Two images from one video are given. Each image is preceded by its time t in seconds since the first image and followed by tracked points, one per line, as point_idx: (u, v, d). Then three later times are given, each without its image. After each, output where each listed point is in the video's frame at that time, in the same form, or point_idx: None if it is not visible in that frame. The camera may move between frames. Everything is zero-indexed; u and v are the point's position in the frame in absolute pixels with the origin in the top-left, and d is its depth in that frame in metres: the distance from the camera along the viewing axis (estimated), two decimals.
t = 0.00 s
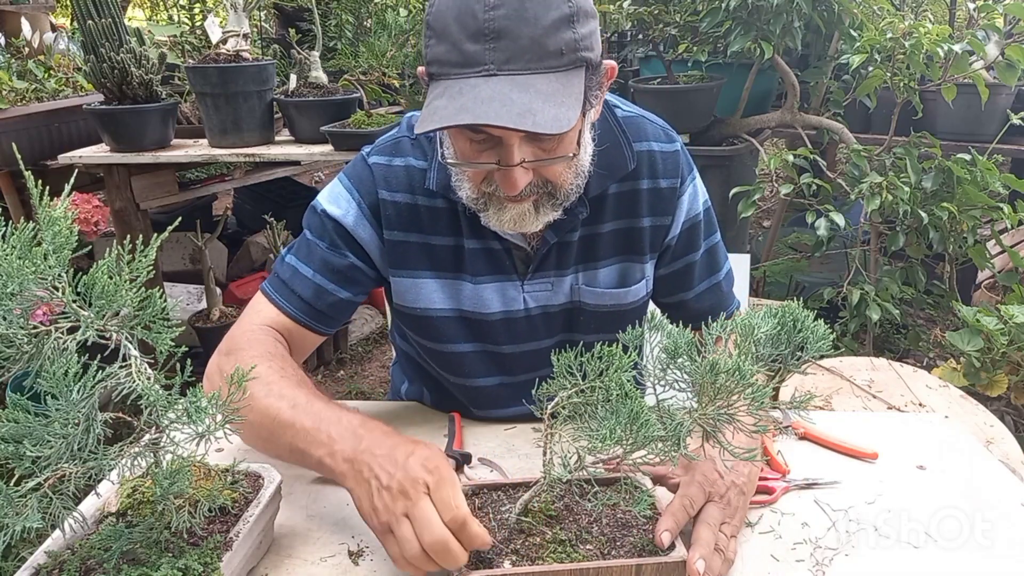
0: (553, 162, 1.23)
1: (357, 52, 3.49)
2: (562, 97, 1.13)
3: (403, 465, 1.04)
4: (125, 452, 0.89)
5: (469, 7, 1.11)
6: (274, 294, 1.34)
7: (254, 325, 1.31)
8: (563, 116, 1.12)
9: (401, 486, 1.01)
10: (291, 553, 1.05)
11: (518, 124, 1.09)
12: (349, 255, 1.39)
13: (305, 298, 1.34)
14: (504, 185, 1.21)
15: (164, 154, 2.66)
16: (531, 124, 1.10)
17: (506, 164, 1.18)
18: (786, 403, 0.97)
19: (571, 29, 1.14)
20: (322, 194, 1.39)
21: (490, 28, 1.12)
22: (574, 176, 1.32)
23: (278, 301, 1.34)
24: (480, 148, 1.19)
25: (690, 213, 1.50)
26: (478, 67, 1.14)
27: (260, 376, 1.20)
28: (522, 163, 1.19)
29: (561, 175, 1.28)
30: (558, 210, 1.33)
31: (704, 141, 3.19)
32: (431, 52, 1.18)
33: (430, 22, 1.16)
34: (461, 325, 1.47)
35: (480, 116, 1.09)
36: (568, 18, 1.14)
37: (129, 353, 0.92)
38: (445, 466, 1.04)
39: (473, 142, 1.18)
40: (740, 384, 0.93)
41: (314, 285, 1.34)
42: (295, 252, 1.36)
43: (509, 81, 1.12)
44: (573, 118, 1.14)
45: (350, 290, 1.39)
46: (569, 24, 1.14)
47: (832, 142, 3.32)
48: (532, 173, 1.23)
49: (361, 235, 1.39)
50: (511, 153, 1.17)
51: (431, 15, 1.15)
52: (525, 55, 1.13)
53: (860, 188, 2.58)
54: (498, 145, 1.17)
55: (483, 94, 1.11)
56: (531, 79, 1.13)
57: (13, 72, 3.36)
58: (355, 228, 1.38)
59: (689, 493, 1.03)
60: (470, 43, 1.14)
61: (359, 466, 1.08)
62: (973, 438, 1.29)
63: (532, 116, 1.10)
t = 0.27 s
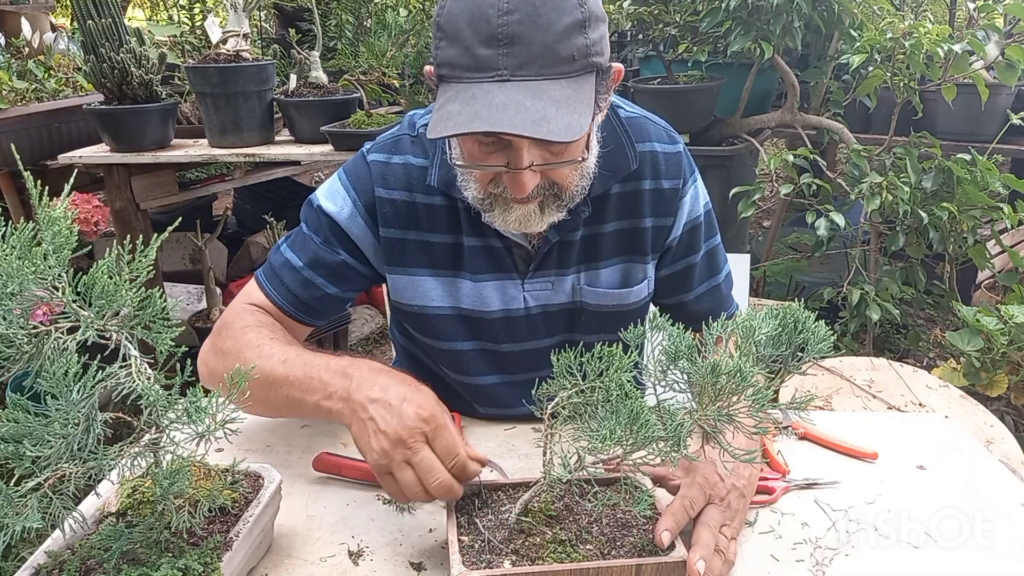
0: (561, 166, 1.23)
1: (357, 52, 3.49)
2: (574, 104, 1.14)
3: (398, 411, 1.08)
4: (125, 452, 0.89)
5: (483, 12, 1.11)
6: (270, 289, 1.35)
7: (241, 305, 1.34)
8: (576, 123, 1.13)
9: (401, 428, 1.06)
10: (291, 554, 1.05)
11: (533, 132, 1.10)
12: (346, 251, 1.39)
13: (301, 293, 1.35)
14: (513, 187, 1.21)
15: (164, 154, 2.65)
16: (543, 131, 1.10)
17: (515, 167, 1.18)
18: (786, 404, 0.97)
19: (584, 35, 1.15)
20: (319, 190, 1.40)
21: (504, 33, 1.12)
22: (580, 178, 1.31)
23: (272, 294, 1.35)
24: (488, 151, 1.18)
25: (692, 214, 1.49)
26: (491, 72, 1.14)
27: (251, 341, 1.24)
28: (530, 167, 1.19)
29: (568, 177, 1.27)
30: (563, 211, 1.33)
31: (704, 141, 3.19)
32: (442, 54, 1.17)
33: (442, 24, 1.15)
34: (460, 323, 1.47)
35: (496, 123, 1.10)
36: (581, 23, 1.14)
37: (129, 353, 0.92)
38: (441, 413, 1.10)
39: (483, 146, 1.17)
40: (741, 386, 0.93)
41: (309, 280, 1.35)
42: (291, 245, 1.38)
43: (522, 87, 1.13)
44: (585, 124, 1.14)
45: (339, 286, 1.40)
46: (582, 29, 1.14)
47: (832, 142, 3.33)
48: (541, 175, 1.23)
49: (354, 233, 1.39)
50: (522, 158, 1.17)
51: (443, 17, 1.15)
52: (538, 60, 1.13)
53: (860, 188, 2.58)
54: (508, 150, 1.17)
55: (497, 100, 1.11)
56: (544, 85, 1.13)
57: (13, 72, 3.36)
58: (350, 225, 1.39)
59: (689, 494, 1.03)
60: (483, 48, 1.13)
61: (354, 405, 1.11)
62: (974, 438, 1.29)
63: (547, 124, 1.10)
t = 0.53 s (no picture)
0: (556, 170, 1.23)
1: (357, 52, 3.49)
2: (567, 110, 1.14)
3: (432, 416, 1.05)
4: (125, 452, 0.89)
5: (475, 20, 1.11)
6: (275, 292, 1.34)
7: (253, 317, 1.32)
8: (568, 131, 1.13)
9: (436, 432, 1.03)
10: (291, 553, 1.05)
11: (524, 142, 1.10)
12: (351, 253, 1.39)
13: (309, 297, 1.34)
14: (507, 192, 1.21)
15: (164, 154, 2.65)
16: (537, 140, 1.10)
17: (510, 172, 1.17)
18: (786, 403, 0.97)
19: (575, 41, 1.14)
20: (323, 192, 1.40)
21: (496, 41, 1.11)
22: (574, 180, 1.32)
23: (280, 299, 1.33)
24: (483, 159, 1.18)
25: (690, 215, 1.49)
26: (484, 80, 1.14)
27: (272, 355, 1.23)
28: (527, 173, 1.19)
29: (563, 181, 1.27)
30: (559, 213, 1.33)
31: (704, 141, 3.19)
32: (435, 62, 1.17)
33: (434, 32, 1.15)
34: (460, 324, 1.47)
35: (488, 133, 1.10)
36: (572, 30, 1.14)
37: (129, 353, 0.92)
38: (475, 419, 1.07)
39: (478, 154, 1.17)
40: (741, 386, 0.93)
41: (318, 284, 1.34)
42: (296, 250, 1.36)
43: (514, 95, 1.13)
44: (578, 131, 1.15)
45: (350, 289, 1.39)
46: (574, 34, 1.14)
47: (832, 142, 3.33)
48: (536, 180, 1.23)
49: (362, 235, 1.39)
50: (518, 167, 1.16)
51: (436, 25, 1.15)
52: (530, 68, 1.13)
53: (860, 188, 2.58)
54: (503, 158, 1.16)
55: (490, 109, 1.11)
56: (536, 92, 1.13)
57: (13, 71, 3.36)
58: (356, 227, 1.39)
59: (689, 495, 1.03)
60: (475, 55, 1.13)
61: (389, 413, 1.09)
62: (974, 439, 1.29)
63: (538, 133, 1.11)
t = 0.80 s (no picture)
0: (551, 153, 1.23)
1: (357, 52, 3.49)
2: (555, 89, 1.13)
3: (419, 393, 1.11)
4: (125, 452, 0.89)
5: (457, 8, 1.11)
6: (269, 287, 1.40)
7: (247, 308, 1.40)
8: (557, 108, 1.12)
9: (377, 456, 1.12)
10: (291, 553, 1.05)
11: (513, 121, 1.09)
12: (341, 252, 1.42)
13: (297, 293, 1.39)
14: (503, 180, 1.21)
15: (164, 154, 2.65)
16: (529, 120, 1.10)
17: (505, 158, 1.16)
18: (786, 403, 0.96)
19: (559, 22, 1.15)
20: (318, 191, 1.42)
21: (479, 27, 1.12)
22: (572, 165, 1.31)
23: (272, 294, 1.40)
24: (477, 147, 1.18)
25: (689, 210, 1.48)
26: (470, 66, 1.14)
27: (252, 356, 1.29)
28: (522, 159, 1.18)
29: (559, 165, 1.26)
30: (558, 200, 1.33)
31: (704, 141, 3.19)
32: (422, 54, 1.17)
33: (419, 25, 1.16)
34: (456, 320, 1.47)
35: (477, 115, 1.09)
36: (555, 11, 1.14)
37: (129, 353, 0.92)
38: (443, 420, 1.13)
39: (471, 141, 1.17)
40: (740, 385, 0.93)
41: (306, 281, 1.39)
42: (291, 246, 1.41)
43: (501, 77, 1.12)
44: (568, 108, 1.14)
45: (337, 286, 1.43)
46: (556, 15, 1.14)
47: (832, 142, 3.32)
48: (531, 165, 1.22)
49: (353, 233, 1.42)
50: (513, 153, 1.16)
51: (420, 19, 1.15)
52: (515, 50, 1.13)
53: (860, 188, 2.58)
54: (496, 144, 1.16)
55: (478, 93, 1.11)
56: (523, 73, 1.13)
57: (13, 71, 3.36)
58: (347, 226, 1.41)
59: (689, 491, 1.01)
60: (460, 43, 1.13)
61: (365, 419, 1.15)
62: (974, 439, 1.29)
63: (527, 111, 1.10)
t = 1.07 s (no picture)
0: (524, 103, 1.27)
1: (357, 52, 3.49)
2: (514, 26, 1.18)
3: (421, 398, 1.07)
4: (125, 452, 0.89)
5: None
6: (294, 286, 1.39)
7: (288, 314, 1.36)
8: (518, 42, 1.17)
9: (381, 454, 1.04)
10: (291, 554, 1.05)
11: (473, 50, 1.14)
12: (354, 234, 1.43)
13: (325, 283, 1.38)
14: (480, 130, 1.26)
15: (164, 154, 2.65)
16: (487, 48, 1.14)
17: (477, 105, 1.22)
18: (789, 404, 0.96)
19: None
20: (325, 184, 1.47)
21: None
22: (552, 123, 1.34)
23: (299, 292, 1.38)
24: (453, 102, 1.25)
25: (673, 179, 1.47)
26: (436, 16, 1.20)
27: (278, 362, 1.25)
28: (493, 107, 1.24)
29: (536, 120, 1.31)
30: (542, 159, 1.36)
31: (704, 141, 3.19)
32: (396, 20, 1.25)
33: None
34: (453, 298, 1.47)
35: (439, 48, 1.15)
36: None
37: (129, 353, 0.92)
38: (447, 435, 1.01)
39: (444, 96, 1.24)
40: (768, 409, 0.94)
41: (327, 268, 1.39)
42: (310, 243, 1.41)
43: (464, 20, 1.18)
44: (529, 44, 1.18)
45: (361, 268, 1.42)
46: None
47: (832, 142, 3.32)
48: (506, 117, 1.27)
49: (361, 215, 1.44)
50: (483, 100, 1.22)
51: None
52: None
53: (860, 188, 2.58)
54: (467, 95, 1.23)
55: (440, 33, 1.17)
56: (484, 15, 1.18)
57: (13, 71, 3.36)
58: (356, 208, 1.43)
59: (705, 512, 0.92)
60: None
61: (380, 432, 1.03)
62: (974, 439, 1.29)
63: (487, 43, 1.14)
